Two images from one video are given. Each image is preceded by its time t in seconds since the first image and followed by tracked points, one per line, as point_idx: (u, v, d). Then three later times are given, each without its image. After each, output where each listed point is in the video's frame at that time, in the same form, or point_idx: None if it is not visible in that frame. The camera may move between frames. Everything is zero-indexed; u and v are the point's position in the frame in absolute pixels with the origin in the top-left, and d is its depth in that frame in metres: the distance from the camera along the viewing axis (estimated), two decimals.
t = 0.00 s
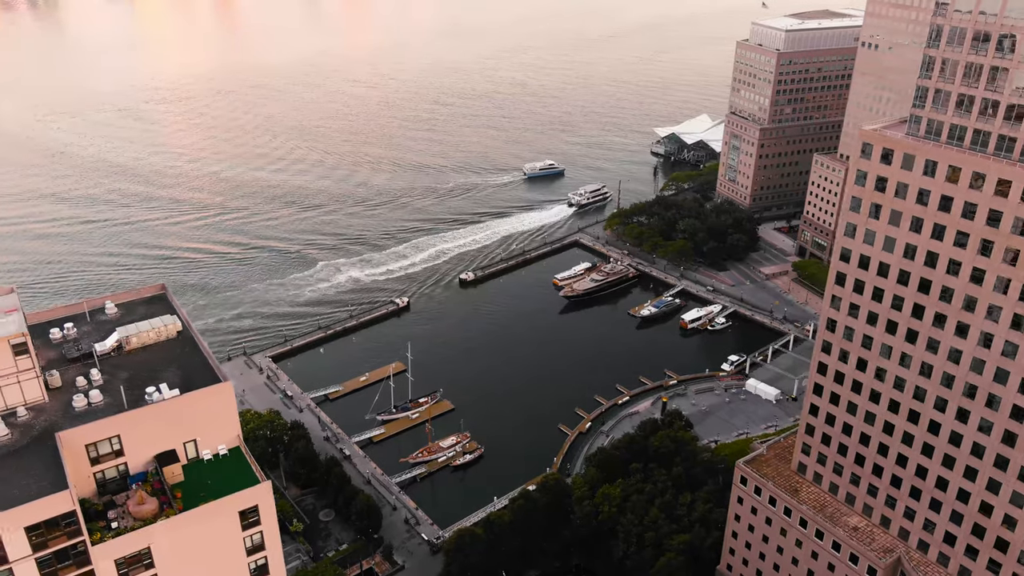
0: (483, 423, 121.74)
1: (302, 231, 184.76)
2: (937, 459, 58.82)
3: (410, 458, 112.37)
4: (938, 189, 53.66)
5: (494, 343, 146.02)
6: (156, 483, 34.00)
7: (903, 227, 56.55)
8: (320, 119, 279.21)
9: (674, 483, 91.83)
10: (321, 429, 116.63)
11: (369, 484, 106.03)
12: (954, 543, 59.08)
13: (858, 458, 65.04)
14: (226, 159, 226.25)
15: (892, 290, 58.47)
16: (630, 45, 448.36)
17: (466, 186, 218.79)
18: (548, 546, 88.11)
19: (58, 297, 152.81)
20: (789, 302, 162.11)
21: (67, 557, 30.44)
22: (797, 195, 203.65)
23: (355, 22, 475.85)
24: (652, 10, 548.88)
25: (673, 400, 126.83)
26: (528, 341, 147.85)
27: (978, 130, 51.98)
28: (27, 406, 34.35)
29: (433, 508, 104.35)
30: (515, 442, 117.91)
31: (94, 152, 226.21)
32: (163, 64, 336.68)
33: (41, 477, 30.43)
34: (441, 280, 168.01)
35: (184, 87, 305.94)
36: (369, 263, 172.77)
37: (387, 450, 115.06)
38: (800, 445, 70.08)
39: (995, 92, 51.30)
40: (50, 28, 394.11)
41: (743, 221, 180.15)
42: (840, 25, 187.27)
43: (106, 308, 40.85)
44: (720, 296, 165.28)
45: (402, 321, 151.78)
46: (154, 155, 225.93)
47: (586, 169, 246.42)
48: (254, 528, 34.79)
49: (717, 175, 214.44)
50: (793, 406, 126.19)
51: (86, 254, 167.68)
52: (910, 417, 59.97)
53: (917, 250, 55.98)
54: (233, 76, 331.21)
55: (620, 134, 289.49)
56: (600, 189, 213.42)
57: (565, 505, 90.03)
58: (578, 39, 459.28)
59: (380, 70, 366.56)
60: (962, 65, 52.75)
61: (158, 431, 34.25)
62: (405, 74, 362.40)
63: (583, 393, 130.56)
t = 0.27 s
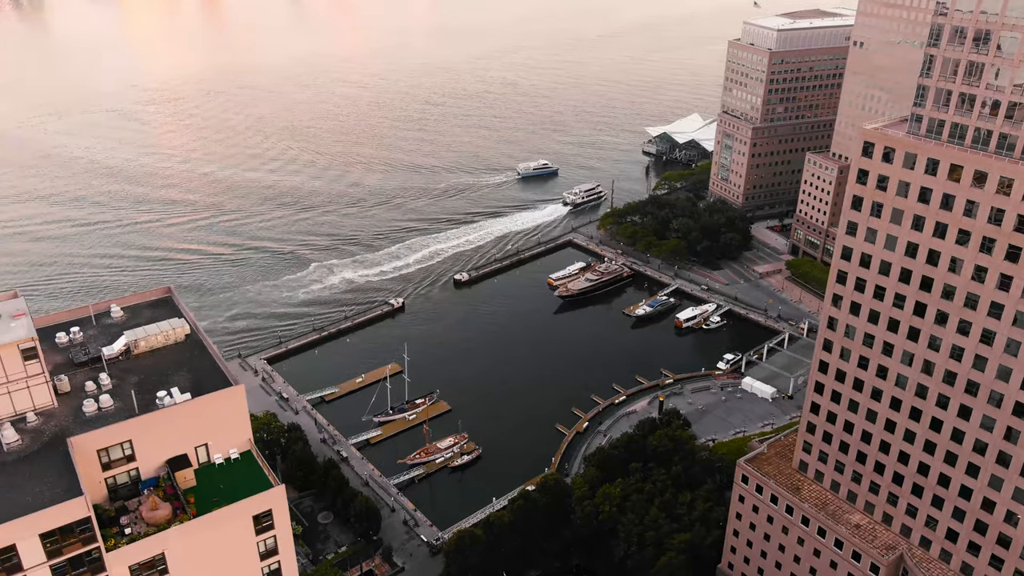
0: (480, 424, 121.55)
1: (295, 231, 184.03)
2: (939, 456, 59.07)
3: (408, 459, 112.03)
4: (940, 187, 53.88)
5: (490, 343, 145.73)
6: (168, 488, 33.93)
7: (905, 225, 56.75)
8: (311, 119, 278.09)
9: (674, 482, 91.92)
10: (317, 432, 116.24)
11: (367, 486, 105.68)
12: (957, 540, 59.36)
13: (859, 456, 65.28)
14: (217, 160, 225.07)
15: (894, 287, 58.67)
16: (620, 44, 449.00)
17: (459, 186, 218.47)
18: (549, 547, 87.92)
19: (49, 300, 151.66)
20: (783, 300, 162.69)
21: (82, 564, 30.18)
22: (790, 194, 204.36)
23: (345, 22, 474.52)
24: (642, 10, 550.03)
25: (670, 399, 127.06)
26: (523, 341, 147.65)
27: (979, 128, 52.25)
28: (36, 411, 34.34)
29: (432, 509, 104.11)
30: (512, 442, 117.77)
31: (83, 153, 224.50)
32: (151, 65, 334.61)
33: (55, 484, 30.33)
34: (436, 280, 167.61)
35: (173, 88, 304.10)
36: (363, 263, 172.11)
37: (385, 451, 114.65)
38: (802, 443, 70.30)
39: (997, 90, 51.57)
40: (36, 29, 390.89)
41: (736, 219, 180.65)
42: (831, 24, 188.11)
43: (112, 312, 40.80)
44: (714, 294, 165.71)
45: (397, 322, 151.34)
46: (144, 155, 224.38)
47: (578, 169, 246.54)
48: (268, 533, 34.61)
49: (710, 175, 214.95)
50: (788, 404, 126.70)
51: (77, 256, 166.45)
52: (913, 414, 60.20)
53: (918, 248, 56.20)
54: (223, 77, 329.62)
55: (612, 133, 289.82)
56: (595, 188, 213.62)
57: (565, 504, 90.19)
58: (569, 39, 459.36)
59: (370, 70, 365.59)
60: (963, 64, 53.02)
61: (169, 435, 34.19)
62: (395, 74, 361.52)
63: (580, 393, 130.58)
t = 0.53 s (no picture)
0: (477, 425, 121.31)
1: (288, 232, 183.24)
2: (941, 453, 59.33)
3: (406, 461, 111.60)
4: (942, 185, 54.10)
5: (485, 344, 145.52)
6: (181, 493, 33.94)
7: (907, 223, 56.96)
8: (302, 119, 276.99)
9: (673, 481, 91.94)
10: (314, 434, 115.77)
11: (365, 488, 105.31)
12: (959, 536, 59.63)
13: (861, 453, 65.49)
14: (208, 161, 223.91)
15: (896, 286, 58.89)
16: (611, 44, 449.63)
17: (452, 186, 218.13)
18: (549, 547, 87.70)
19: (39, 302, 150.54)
20: (777, 299, 163.31)
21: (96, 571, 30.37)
22: (782, 193, 204.99)
23: (334, 23, 473.16)
24: (632, 10, 551.15)
25: (667, 398, 127.28)
26: (519, 341, 147.55)
27: (980, 127, 52.52)
28: (46, 417, 34.45)
29: (430, 511, 103.85)
30: (510, 443, 117.60)
31: (72, 154, 222.84)
32: (140, 65, 332.63)
33: (68, 490, 30.58)
34: (430, 281, 167.17)
35: (163, 89, 302.30)
36: (357, 264, 171.52)
37: (382, 453, 114.22)
38: (803, 441, 70.47)
39: (998, 89, 51.86)
40: (22, 30, 388.03)
41: (729, 218, 181.10)
42: (822, 24, 189.04)
43: (118, 315, 40.70)
44: (709, 293, 166.10)
45: (392, 323, 150.91)
46: (134, 157, 222.93)
47: (571, 168, 246.63)
48: (281, 537, 34.39)
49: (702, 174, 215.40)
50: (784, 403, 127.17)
51: (68, 258, 165.34)
52: (915, 412, 60.43)
53: (920, 246, 56.42)
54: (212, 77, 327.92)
55: (603, 133, 290.09)
56: (589, 187, 213.86)
57: (565, 504, 89.99)
58: (559, 39, 459.45)
59: (360, 70, 364.56)
60: (964, 63, 53.26)
61: (180, 440, 34.18)
62: (386, 74, 360.75)
63: (576, 393, 130.60)
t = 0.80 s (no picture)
0: (474, 425, 121.09)
1: (281, 233, 182.40)
2: (943, 450, 59.71)
3: (403, 462, 111.31)
4: (943, 184, 54.46)
5: (481, 344, 145.24)
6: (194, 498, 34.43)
7: (907, 222, 57.26)
8: (293, 120, 275.57)
9: (673, 480, 91.93)
10: (311, 436, 115.31)
11: (363, 490, 104.96)
12: (960, 533, 60.02)
13: (862, 451, 65.77)
14: (199, 162, 222.53)
15: (897, 284, 59.21)
16: (601, 44, 449.67)
17: (446, 187, 217.59)
18: (549, 547, 87.54)
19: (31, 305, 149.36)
20: (771, 297, 163.86)
21: None
22: (774, 191, 205.61)
23: (324, 23, 471.20)
24: (621, 10, 551.73)
25: (663, 397, 127.58)
26: (514, 342, 147.36)
27: (982, 125, 52.74)
28: (56, 422, 35.02)
29: (428, 512, 103.64)
30: (508, 443, 117.45)
31: (61, 155, 220.96)
32: (129, 66, 330.29)
33: (84, 496, 30.95)
34: (425, 281, 166.74)
35: (151, 90, 300.03)
36: (351, 265, 170.92)
37: (379, 455, 113.85)
38: (804, 439, 70.69)
39: (999, 88, 52.14)
40: (9, 31, 384.52)
41: (722, 217, 181.52)
42: (813, 23, 189.89)
43: (125, 319, 41.72)
44: (703, 292, 166.51)
45: (387, 324, 150.46)
46: (124, 158, 221.12)
47: (563, 168, 246.46)
48: (295, 541, 35.10)
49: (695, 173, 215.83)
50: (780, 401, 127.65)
51: (59, 260, 164.15)
52: (916, 409, 60.77)
53: (922, 244, 56.72)
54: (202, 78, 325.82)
55: (595, 133, 290.03)
56: (583, 186, 213.99)
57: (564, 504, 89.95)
58: (549, 39, 459.16)
59: (351, 71, 363.03)
60: (965, 62, 53.46)
61: (192, 445, 34.73)
62: (376, 75, 359.50)
63: (573, 393, 130.60)
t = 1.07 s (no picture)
0: (471, 426, 120.83)
1: (274, 234, 181.51)
2: (945, 447, 59.92)
3: (401, 463, 110.90)
4: (945, 182, 54.67)
5: (477, 345, 144.99)
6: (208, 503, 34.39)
7: (909, 220, 57.47)
8: (284, 120, 274.28)
9: (672, 479, 91.91)
10: (307, 438, 114.81)
11: (361, 492, 104.53)
12: (962, 529, 60.27)
13: (864, 449, 65.97)
14: (190, 163, 221.27)
15: (898, 282, 59.43)
16: (591, 44, 450.06)
17: (438, 187, 217.08)
18: (550, 548, 87.18)
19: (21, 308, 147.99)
20: (765, 296, 164.32)
21: None
22: (767, 190, 206.28)
23: (312, 24, 469.64)
24: (611, 9, 552.31)
25: (660, 397, 127.72)
26: (510, 342, 147.17)
27: (983, 123, 52.98)
28: (67, 427, 34.79)
29: (427, 514, 103.33)
30: (505, 444, 117.23)
31: (50, 157, 219.20)
32: (116, 67, 327.99)
33: (101, 501, 30.81)
34: (419, 282, 166.23)
35: (140, 91, 298.02)
36: (345, 266, 170.27)
37: (376, 457, 113.48)
38: (805, 437, 70.91)
39: (999, 86, 52.41)
40: None
41: (715, 216, 181.86)
42: (804, 22, 190.68)
43: (131, 322, 41.68)
44: (697, 291, 166.82)
45: (382, 325, 149.93)
46: (114, 159, 219.50)
47: (556, 168, 246.39)
48: (310, 545, 35.09)
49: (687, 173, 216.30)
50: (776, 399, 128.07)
51: (49, 262, 162.79)
52: (917, 407, 61.01)
53: (923, 243, 56.93)
54: (190, 78, 323.82)
55: (587, 132, 290.14)
56: (577, 186, 214.10)
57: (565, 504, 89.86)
58: (539, 39, 459.15)
59: (340, 71, 361.66)
60: (966, 60, 53.75)
61: (205, 449, 34.68)
62: (366, 75, 358.48)
63: (570, 393, 130.47)
